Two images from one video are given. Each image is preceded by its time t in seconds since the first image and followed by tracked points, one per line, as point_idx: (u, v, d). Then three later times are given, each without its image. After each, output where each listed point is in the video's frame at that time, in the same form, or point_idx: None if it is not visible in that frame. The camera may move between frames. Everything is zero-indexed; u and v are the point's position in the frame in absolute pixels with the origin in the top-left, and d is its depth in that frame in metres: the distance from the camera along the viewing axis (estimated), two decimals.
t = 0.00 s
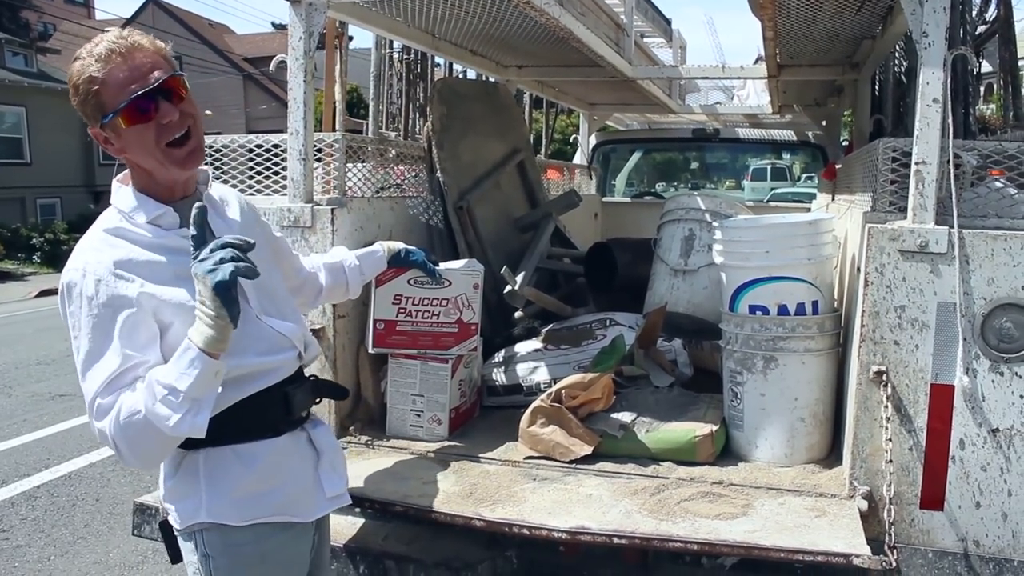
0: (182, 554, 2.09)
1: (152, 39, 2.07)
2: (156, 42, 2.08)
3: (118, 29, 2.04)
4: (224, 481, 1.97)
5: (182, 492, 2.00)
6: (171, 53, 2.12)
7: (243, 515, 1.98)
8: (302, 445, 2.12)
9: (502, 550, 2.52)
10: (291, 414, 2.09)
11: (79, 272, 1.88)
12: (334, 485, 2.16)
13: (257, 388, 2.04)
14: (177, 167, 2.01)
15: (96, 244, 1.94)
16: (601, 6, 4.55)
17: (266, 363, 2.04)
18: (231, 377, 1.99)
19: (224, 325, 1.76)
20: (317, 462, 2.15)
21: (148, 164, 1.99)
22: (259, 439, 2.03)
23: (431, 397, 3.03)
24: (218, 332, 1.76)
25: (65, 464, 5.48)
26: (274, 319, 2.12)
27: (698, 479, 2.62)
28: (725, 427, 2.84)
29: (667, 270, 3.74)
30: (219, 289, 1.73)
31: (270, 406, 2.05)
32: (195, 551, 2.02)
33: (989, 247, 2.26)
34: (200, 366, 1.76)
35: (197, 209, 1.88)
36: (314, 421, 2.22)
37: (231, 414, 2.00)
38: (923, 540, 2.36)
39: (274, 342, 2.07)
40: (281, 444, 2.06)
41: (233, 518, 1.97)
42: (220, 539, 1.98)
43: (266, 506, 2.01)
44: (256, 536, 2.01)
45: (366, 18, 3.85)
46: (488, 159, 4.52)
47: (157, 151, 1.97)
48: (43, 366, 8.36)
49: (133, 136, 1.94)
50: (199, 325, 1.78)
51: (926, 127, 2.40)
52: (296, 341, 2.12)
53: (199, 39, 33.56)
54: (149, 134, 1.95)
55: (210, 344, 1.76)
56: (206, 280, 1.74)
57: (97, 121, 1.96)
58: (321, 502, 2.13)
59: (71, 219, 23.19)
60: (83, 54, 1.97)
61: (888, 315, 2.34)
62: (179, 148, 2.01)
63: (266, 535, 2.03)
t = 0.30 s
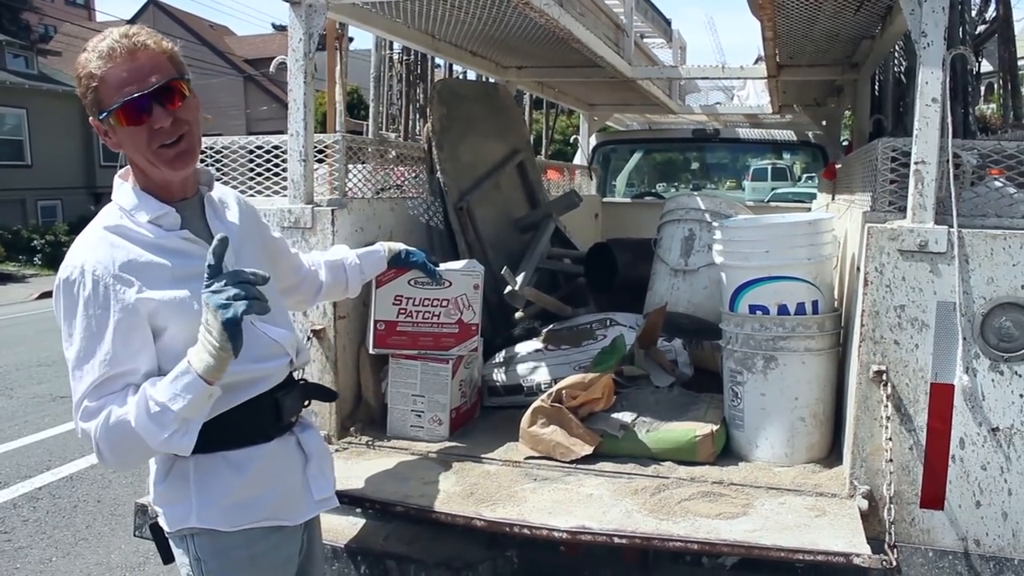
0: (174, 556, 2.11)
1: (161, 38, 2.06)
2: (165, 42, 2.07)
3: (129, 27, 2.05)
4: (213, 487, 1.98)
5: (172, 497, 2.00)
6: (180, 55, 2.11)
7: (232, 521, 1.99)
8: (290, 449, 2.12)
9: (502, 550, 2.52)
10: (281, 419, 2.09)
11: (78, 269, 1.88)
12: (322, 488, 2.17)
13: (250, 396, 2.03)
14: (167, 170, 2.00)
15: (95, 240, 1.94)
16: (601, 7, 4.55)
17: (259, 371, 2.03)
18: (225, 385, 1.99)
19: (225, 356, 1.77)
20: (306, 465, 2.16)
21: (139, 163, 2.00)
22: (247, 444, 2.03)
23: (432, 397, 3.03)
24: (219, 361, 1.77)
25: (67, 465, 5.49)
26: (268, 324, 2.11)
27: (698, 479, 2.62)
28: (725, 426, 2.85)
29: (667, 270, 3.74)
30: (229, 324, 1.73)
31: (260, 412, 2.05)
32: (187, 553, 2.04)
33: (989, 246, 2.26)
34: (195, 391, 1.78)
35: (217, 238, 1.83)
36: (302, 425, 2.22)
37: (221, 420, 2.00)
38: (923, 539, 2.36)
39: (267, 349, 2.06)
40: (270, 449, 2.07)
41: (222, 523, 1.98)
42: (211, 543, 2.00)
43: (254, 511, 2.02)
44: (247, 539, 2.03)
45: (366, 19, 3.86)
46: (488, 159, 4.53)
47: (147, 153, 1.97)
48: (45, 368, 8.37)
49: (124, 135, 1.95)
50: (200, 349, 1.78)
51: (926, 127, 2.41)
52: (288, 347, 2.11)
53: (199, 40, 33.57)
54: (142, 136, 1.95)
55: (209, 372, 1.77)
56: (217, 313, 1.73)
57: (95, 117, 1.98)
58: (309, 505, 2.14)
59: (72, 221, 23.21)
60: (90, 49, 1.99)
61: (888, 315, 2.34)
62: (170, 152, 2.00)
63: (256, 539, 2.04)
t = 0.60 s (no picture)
0: (167, 556, 2.12)
1: (159, 41, 2.07)
2: (162, 45, 2.07)
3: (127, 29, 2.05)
4: (205, 489, 1.98)
5: (163, 499, 2.00)
6: (177, 57, 2.12)
7: (224, 523, 1.99)
8: (282, 451, 2.13)
9: (502, 549, 2.52)
10: (273, 421, 2.10)
11: (71, 270, 1.88)
12: (313, 490, 2.18)
13: (243, 398, 2.05)
14: (161, 174, 2.01)
15: (89, 241, 1.95)
16: (600, 8, 4.56)
17: (253, 374, 2.05)
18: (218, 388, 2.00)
19: (217, 365, 1.78)
20: (298, 467, 2.17)
21: (134, 167, 2.01)
22: (238, 446, 2.03)
23: (431, 397, 3.03)
24: (210, 369, 1.78)
25: (67, 466, 5.50)
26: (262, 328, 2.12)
27: (698, 479, 2.63)
28: (724, 426, 2.85)
29: (666, 270, 3.74)
30: (221, 335, 1.75)
31: (251, 414, 2.06)
32: (179, 554, 2.05)
33: (988, 246, 2.26)
34: (187, 397, 1.79)
35: (215, 249, 1.82)
36: (294, 426, 2.22)
37: (212, 422, 2.00)
38: (922, 538, 2.37)
39: (260, 352, 2.08)
40: (262, 451, 2.07)
41: (214, 525, 1.98)
42: (203, 544, 2.01)
43: (246, 513, 2.02)
44: (239, 540, 2.03)
45: (366, 21, 3.86)
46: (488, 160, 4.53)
47: (142, 157, 1.98)
48: (47, 369, 8.38)
49: (119, 138, 1.96)
50: (193, 357, 1.79)
51: (924, 127, 2.41)
52: (282, 350, 2.13)
53: (199, 41, 33.59)
54: (137, 141, 1.95)
55: (200, 379, 1.78)
56: (211, 323, 1.75)
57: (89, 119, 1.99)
58: (300, 506, 2.15)
59: (72, 223, 23.22)
60: (86, 50, 1.99)
61: (886, 314, 2.35)
62: (165, 157, 2.01)
63: (248, 539, 2.04)
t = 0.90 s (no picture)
0: (164, 560, 2.12)
1: (151, 41, 2.08)
2: (156, 45, 2.08)
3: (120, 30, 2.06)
4: (203, 494, 1.99)
5: (160, 504, 2.01)
6: (170, 57, 2.13)
7: (223, 527, 2.00)
8: (278, 454, 2.13)
9: (500, 551, 2.53)
10: (269, 426, 2.10)
11: (66, 270, 1.87)
12: (310, 492, 2.19)
13: (241, 404, 2.06)
14: (156, 172, 2.01)
15: (85, 240, 1.94)
16: (598, 9, 4.57)
17: (252, 379, 2.07)
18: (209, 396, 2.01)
19: (214, 383, 1.79)
20: (294, 470, 2.17)
21: (128, 166, 2.01)
22: (235, 451, 2.04)
23: (430, 399, 3.04)
24: (207, 387, 1.80)
25: (67, 469, 5.50)
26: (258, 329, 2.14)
27: (695, 480, 2.63)
28: (722, 427, 2.85)
29: (664, 271, 3.75)
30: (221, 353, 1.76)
31: (248, 419, 2.06)
32: (176, 557, 2.06)
33: (983, 246, 2.27)
34: (180, 410, 1.82)
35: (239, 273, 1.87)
36: (289, 429, 2.23)
37: (208, 426, 2.00)
38: (919, 539, 2.37)
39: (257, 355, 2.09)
40: (259, 455, 2.08)
41: (212, 530, 1.99)
42: (200, 548, 2.01)
43: (244, 517, 2.03)
44: (235, 544, 2.03)
45: (364, 23, 3.87)
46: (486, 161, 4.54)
47: (137, 155, 1.98)
48: (46, 372, 8.37)
49: (113, 136, 1.96)
50: (192, 371, 1.80)
51: (920, 128, 2.42)
52: (277, 354, 2.15)
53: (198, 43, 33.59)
54: (131, 138, 1.96)
55: (194, 395, 1.80)
56: (215, 342, 1.76)
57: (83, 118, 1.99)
58: (297, 509, 2.16)
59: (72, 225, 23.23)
60: (80, 51, 2.00)
61: (883, 315, 2.35)
62: (159, 154, 2.01)
63: (245, 543, 2.05)
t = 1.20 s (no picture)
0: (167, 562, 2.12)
1: (151, 43, 2.08)
2: (155, 48, 2.09)
3: (119, 32, 2.06)
4: (208, 495, 1.99)
5: (164, 506, 2.00)
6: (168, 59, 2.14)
7: (228, 528, 2.00)
8: (281, 454, 2.14)
9: (500, 553, 2.53)
10: (272, 426, 2.11)
11: (66, 271, 1.87)
12: (312, 492, 2.20)
13: (242, 404, 2.06)
14: (160, 172, 2.02)
15: (84, 242, 1.94)
16: (598, 13, 4.58)
17: (252, 378, 2.07)
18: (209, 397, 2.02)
19: (219, 381, 1.80)
20: (296, 470, 2.18)
21: (130, 166, 2.01)
22: (240, 452, 2.04)
23: (429, 402, 3.05)
24: (212, 386, 1.81)
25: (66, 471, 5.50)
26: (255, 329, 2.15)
27: (694, 483, 2.63)
28: (721, 430, 2.86)
29: (663, 274, 3.76)
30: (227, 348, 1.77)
31: (251, 419, 2.07)
32: (180, 559, 2.05)
33: (982, 250, 2.27)
34: (184, 409, 1.82)
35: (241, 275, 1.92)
36: (290, 429, 2.24)
37: (210, 427, 2.00)
38: (917, 541, 2.37)
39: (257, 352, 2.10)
40: (263, 456, 2.08)
41: (218, 530, 1.99)
42: (205, 549, 2.01)
43: (249, 517, 2.03)
44: (240, 544, 2.04)
45: (364, 27, 3.88)
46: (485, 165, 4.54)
47: (141, 155, 1.99)
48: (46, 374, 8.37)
49: (116, 136, 1.96)
50: (197, 370, 1.82)
51: (919, 132, 2.42)
52: (276, 352, 2.16)
53: (199, 46, 33.62)
54: (136, 139, 1.97)
55: (199, 393, 1.81)
56: (220, 337, 1.79)
57: (84, 119, 1.98)
58: (300, 509, 2.17)
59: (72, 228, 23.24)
60: (80, 52, 2.00)
61: (882, 318, 2.36)
62: (162, 155, 2.02)
63: (250, 543, 2.05)
